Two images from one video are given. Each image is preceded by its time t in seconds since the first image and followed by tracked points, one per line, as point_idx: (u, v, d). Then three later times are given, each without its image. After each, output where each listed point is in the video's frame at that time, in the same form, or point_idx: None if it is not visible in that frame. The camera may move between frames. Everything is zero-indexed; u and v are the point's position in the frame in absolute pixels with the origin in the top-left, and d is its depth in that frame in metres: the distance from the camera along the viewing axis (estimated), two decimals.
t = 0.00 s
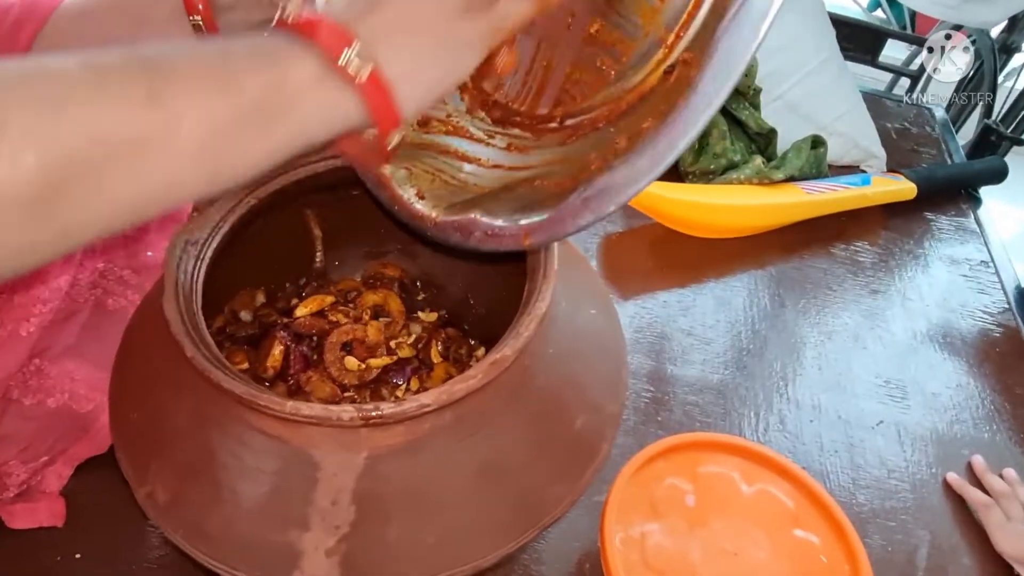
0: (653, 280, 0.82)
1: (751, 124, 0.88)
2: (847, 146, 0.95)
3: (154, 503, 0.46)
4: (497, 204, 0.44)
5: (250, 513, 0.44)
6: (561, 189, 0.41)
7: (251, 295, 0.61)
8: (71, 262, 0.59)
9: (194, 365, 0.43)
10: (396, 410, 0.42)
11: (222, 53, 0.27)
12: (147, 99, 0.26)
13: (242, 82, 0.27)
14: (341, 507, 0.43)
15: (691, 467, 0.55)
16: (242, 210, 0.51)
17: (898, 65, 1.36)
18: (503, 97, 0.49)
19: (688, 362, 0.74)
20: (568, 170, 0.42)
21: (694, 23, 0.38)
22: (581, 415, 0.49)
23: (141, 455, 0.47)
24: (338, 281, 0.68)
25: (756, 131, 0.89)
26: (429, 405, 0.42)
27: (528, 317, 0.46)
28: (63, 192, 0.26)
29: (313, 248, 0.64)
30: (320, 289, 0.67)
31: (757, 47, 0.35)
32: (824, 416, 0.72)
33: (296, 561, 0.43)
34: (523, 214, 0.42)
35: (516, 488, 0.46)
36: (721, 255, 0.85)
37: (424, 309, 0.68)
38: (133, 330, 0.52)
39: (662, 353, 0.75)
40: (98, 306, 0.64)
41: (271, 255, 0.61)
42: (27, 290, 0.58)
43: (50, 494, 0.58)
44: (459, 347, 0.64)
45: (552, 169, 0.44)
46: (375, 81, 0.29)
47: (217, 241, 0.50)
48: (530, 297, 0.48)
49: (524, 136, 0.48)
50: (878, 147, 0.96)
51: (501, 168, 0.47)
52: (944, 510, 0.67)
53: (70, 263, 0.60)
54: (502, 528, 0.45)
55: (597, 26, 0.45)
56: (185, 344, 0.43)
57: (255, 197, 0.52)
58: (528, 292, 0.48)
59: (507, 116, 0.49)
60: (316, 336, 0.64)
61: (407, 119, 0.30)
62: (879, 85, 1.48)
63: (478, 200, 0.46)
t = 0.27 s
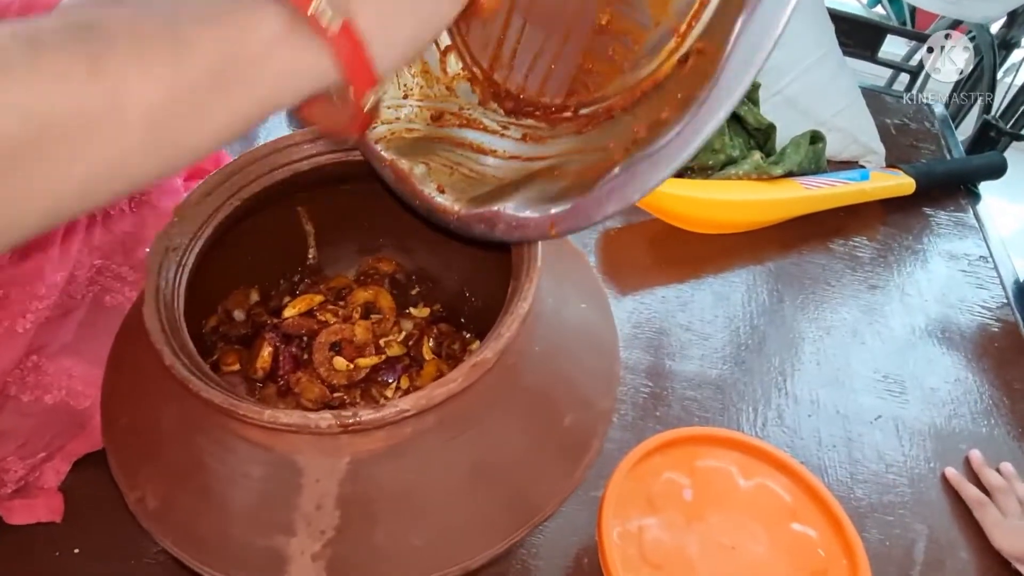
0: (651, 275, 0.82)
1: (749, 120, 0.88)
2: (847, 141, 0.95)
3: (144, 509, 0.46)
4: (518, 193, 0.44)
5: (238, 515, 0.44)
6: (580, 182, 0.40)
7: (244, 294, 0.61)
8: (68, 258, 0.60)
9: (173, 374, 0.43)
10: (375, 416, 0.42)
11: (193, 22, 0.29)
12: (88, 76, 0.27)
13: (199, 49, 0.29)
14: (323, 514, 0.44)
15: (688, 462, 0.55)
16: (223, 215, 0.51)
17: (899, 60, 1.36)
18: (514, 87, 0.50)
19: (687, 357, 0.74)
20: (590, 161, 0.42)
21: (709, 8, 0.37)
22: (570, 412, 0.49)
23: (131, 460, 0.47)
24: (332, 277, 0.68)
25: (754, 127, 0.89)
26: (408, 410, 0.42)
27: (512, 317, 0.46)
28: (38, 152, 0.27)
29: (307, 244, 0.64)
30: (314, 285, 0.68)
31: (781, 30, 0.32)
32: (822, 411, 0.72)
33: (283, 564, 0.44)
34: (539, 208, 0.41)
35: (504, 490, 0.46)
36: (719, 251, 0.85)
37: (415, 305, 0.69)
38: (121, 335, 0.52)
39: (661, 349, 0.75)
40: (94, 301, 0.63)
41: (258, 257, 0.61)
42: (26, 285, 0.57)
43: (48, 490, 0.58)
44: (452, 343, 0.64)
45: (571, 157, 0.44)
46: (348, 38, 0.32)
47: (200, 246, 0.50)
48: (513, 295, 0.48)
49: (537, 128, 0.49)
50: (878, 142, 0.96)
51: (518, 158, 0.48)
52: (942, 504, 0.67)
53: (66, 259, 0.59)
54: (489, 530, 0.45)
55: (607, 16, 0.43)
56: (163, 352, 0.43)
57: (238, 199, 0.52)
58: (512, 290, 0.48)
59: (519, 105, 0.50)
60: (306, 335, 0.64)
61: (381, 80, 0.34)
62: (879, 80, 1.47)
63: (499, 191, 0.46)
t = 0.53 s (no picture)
0: (652, 268, 0.82)
1: (749, 113, 0.88)
2: (847, 135, 0.95)
3: (140, 504, 0.47)
4: (500, 188, 0.45)
5: (233, 508, 0.44)
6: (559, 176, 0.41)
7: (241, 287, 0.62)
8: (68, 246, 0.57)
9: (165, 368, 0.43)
10: (366, 408, 0.42)
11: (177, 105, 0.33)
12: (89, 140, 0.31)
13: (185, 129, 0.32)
14: (317, 506, 0.44)
15: (688, 453, 0.55)
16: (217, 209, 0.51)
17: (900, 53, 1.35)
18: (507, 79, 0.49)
19: (688, 349, 0.74)
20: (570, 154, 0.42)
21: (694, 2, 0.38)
22: (566, 402, 0.49)
23: (128, 455, 0.47)
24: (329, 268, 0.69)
25: (755, 119, 0.89)
26: (399, 402, 0.42)
27: (503, 308, 0.46)
28: (37, 205, 0.30)
29: (302, 237, 0.65)
30: (311, 276, 0.68)
31: (757, 21, 0.34)
32: (823, 402, 0.72)
33: (277, 558, 0.44)
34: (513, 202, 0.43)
35: (499, 482, 0.46)
36: (718, 244, 0.84)
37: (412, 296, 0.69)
38: (119, 328, 0.52)
39: (661, 342, 0.75)
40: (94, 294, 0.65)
41: (254, 250, 0.61)
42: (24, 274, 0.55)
43: (49, 481, 0.58)
44: (449, 333, 0.64)
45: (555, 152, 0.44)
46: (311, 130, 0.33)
47: (192, 241, 0.50)
48: (506, 286, 0.48)
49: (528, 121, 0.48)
50: (878, 135, 0.96)
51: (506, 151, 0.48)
52: (943, 495, 0.67)
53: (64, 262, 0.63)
54: (485, 522, 0.45)
55: (594, 10, 0.44)
56: (155, 346, 0.43)
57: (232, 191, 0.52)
58: (505, 279, 0.48)
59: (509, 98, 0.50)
60: (302, 327, 0.64)
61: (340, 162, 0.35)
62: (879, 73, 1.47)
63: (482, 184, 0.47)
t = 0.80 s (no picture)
0: (651, 265, 0.82)
1: (749, 110, 0.88)
2: (847, 132, 0.95)
3: (143, 494, 0.46)
4: (505, 193, 0.45)
5: (237, 499, 0.44)
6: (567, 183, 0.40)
7: (243, 284, 0.62)
8: (67, 247, 0.58)
9: (174, 357, 0.43)
10: (375, 396, 0.42)
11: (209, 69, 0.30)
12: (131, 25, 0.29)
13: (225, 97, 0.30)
14: (325, 495, 0.44)
15: (687, 451, 0.55)
16: (222, 202, 0.51)
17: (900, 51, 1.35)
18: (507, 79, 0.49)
19: (687, 347, 0.74)
20: (579, 161, 0.41)
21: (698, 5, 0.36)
22: (570, 396, 0.49)
23: (132, 445, 0.47)
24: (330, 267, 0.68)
25: (754, 117, 0.89)
26: (407, 391, 0.42)
27: (509, 301, 0.46)
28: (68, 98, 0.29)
29: (305, 234, 0.64)
30: (312, 275, 0.68)
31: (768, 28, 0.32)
32: (822, 400, 0.72)
33: (281, 548, 0.44)
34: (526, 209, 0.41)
35: (503, 473, 0.46)
36: (719, 241, 0.85)
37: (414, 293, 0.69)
38: (120, 323, 0.52)
39: (661, 340, 0.75)
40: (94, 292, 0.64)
41: (257, 246, 0.61)
42: (24, 275, 0.56)
43: (48, 480, 0.59)
44: (451, 331, 0.64)
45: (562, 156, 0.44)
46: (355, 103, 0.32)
47: (200, 231, 0.50)
48: (512, 279, 0.48)
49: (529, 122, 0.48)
50: (877, 133, 0.96)
51: (508, 154, 0.48)
52: (942, 493, 0.67)
53: (66, 248, 0.58)
54: (490, 513, 0.45)
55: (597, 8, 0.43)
56: (162, 335, 0.43)
57: (238, 185, 0.52)
58: (511, 271, 0.48)
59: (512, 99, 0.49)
60: (305, 323, 0.63)
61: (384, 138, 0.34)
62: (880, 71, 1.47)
63: (486, 189, 0.47)
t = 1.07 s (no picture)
0: (655, 259, 0.82)
1: (750, 105, 0.88)
2: (848, 127, 0.94)
3: (151, 483, 0.46)
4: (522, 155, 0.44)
5: (246, 489, 0.44)
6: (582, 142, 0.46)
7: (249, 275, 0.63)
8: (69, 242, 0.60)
9: (186, 345, 0.44)
10: (389, 386, 0.42)
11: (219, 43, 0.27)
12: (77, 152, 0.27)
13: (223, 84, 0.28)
14: (334, 486, 0.44)
15: (690, 444, 0.55)
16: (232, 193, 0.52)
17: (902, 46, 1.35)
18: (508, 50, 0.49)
19: (689, 341, 0.74)
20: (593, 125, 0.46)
21: None
22: (577, 390, 0.49)
23: (140, 434, 0.47)
24: (336, 262, 0.69)
25: (756, 112, 0.89)
26: (420, 380, 0.43)
27: (523, 292, 0.47)
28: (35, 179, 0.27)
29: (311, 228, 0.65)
30: (317, 268, 0.67)
31: None
32: (824, 394, 0.72)
33: (291, 538, 0.44)
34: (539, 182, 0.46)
35: (512, 464, 0.46)
36: (723, 236, 0.84)
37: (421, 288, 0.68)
38: (126, 316, 0.52)
39: (663, 334, 0.75)
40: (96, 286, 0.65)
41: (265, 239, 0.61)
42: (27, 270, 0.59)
43: (51, 474, 0.58)
44: (457, 325, 0.64)
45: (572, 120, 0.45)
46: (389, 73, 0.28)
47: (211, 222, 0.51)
48: (525, 273, 0.48)
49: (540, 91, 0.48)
50: (880, 128, 0.95)
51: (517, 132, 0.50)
52: (945, 487, 0.67)
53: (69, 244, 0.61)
54: (499, 503, 0.45)
55: None
56: (175, 323, 0.44)
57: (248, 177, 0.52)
58: (523, 267, 0.48)
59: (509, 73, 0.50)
60: (313, 315, 0.63)
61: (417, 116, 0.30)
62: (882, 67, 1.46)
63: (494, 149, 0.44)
